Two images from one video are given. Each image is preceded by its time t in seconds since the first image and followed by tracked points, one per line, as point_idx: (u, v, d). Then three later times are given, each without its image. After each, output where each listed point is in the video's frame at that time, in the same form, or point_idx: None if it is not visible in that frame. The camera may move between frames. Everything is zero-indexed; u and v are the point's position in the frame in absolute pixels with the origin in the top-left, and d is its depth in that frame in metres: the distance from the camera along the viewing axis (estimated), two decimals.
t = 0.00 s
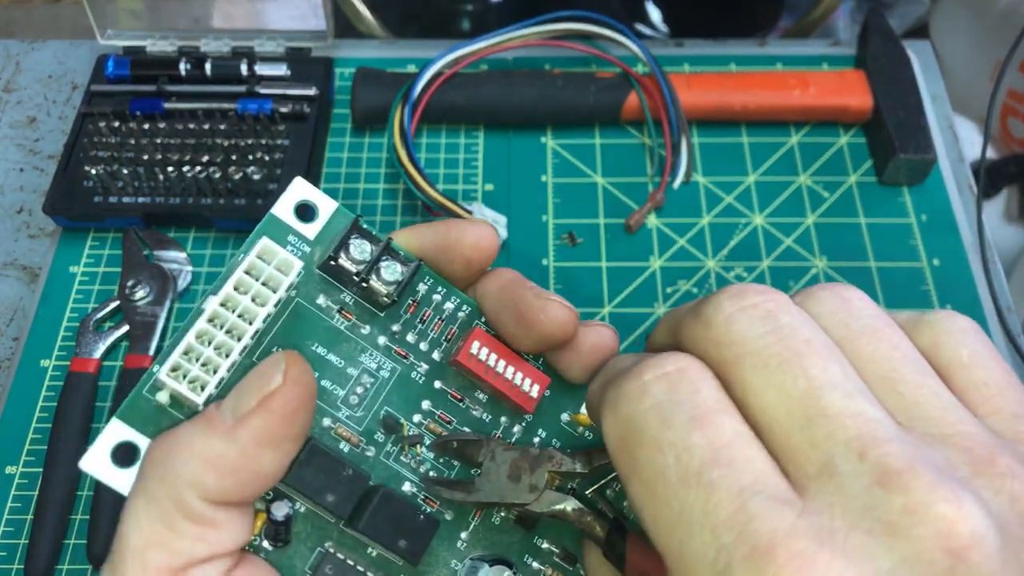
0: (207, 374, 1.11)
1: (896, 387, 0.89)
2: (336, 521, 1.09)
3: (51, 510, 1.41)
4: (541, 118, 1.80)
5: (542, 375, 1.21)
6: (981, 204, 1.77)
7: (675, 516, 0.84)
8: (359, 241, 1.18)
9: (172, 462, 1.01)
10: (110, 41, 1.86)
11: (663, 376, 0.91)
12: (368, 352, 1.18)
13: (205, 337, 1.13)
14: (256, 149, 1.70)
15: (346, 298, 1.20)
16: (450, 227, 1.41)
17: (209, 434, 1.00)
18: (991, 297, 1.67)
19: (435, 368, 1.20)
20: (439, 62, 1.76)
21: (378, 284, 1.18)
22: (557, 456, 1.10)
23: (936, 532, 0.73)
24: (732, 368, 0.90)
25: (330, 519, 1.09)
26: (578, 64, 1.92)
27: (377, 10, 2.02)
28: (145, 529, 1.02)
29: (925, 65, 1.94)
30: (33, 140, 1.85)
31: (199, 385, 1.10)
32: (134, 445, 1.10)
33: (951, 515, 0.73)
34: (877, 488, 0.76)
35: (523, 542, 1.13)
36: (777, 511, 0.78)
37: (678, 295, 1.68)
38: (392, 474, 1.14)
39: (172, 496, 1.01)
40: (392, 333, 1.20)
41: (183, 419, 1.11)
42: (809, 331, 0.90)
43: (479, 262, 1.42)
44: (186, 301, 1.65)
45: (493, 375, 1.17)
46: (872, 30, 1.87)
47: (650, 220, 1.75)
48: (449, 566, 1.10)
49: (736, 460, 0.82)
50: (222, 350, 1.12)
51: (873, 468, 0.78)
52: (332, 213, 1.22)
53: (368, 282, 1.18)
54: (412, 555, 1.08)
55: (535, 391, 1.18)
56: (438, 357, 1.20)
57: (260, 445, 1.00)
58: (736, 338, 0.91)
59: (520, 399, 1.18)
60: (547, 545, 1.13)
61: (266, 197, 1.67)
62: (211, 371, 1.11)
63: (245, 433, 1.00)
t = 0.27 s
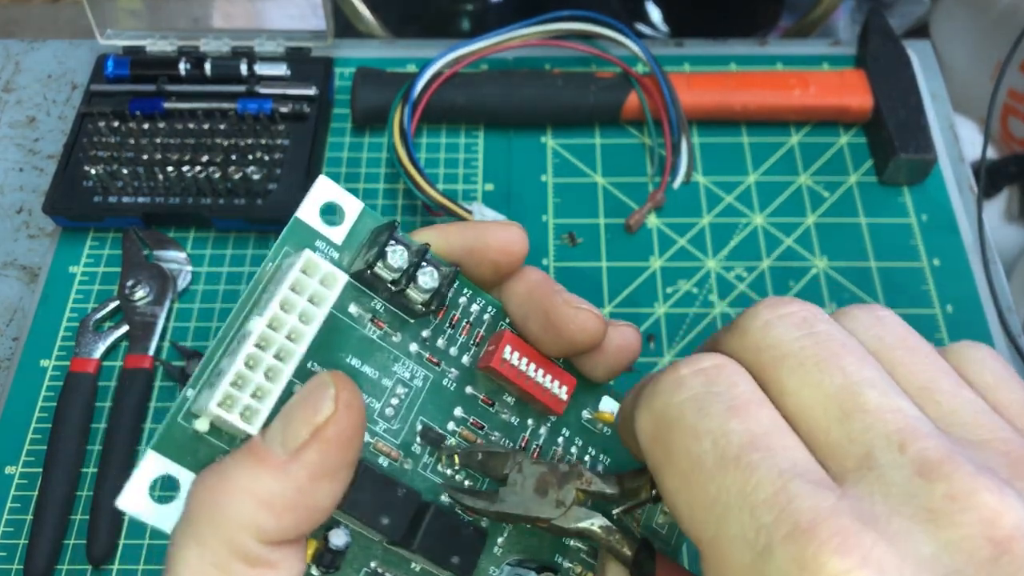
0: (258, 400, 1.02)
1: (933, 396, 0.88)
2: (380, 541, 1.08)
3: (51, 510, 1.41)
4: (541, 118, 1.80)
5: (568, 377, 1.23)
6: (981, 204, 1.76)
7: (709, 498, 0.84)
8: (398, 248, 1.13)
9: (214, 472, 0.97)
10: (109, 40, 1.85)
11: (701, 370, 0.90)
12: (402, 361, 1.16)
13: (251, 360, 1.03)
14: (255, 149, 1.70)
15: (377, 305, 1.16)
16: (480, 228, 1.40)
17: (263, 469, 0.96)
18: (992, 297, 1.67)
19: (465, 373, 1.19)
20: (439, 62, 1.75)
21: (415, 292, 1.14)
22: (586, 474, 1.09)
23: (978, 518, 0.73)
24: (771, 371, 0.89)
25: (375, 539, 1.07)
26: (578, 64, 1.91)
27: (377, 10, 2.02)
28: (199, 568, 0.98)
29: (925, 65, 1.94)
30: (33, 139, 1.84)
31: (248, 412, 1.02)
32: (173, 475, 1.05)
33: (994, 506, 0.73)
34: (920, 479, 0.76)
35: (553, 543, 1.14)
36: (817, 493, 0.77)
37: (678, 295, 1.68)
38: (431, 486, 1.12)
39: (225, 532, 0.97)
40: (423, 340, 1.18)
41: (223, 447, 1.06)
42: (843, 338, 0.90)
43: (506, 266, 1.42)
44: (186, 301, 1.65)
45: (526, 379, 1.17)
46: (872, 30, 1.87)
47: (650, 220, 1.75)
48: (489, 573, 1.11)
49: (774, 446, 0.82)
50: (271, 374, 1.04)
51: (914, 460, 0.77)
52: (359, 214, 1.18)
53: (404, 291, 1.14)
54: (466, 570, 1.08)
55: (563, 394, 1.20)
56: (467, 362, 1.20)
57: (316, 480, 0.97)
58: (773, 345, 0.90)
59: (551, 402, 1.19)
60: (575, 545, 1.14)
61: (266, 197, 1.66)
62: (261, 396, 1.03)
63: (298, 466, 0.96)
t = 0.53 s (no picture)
0: (273, 446, 0.96)
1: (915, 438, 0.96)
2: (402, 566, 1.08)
3: (51, 510, 1.41)
4: (541, 118, 1.80)
5: (564, 378, 1.24)
6: (982, 204, 1.76)
7: (709, 503, 0.85)
8: (391, 265, 1.08)
9: (248, 526, 0.92)
10: (109, 40, 1.85)
11: (707, 380, 0.93)
12: (401, 382, 1.12)
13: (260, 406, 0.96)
14: (255, 149, 1.70)
15: (370, 326, 1.12)
16: (471, 241, 1.37)
17: (308, 526, 0.92)
18: (992, 296, 1.67)
19: (462, 385, 1.18)
20: (439, 62, 1.75)
21: (412, 311, 1.10)
22: (597, 511, 1.10)
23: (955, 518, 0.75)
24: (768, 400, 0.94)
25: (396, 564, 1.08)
26: (578, 64, 1.91)
27: (377, 10, 2.02)
28: None
29: (925, 65, 1.94)
30: (33, 139, 1.84)
31: (263, 460, 0.95)
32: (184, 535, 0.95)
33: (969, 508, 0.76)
34: (898, 484, 0.79)
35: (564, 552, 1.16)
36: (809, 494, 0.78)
37: (678, 295, 1.67)
38: (442, 503, 1.10)
39: None
40: (419, 356, 1.15)
41: (235, 501, 0.98)
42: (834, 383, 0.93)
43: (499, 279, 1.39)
44: (186, 301, 1.65)
45: (525, 385, 1.17)
46: (872, 30, 1.87)
47: (651, 220, 1.75)
48: None
49: (772, 450, 0.84)
50: (283, 416, 0.97)
51: (894, 469, 0.81)
52: (343, 234, 1.13)
53: (402, 311, 1.09)
54: None
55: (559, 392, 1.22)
56: (464, 373, 1.18)
57: (361, 527, 0.95)
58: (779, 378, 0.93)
59: (552, 405, 1.20)
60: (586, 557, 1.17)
61: (266, 197, 1.66)
62: (275, 441, 0.96)
63: (344, 518, 0.93)
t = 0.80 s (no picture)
0: (309, 390, 0.99)
1: (902, 416, 0.90)
2: (408, 550, 1.10)
3: (51, 510, 1.41)
4: (541, 118, 1.79)
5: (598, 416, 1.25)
6: (982, 205, 1.76)
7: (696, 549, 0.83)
8: (447, 266, 1.17)
9: (270, 450, 1.03)
10: (109, 40, 1.85)
11: (679, 428, 0.90)
12: (439, 379, 1.19)
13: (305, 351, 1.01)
14: (255, 149, 1.70)
15: (420, 323, 1.20)
16: (527, 269, 1.36)
17: (320, 438, 1.03)
18: (992, 296, 1.67)
19: (498, 400, 1.21)
20: (439, 62, 1.75)
21: (457, 313, 1.17)
22: (609, 500, 1.10)
23: (935, 558, 0.70)
24: (748, 417, 0.91)
25: (403, 547, 1.09)
26: (578, 64, 1.91)
27: (377, 10, 2.02)
28: (259, 539, 0.99)
29: (925, 65, 1.94)
30: (33, 139, 1.84)
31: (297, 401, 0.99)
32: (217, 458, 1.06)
33: (946, 538, 0.70)
34: (876, 520, 0.75)
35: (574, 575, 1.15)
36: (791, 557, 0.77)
37: (678, 295, 1.67)
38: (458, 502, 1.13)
39: (283, 497, 1.00)
40: (461, 361, 1.21)
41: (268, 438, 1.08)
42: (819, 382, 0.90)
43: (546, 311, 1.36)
44: (186, 301, 1.65)
45: (557, 411, 1.18)
46: (872, 30, 1.87)
47: (651, 220, 1.75)
48: None
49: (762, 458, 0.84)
50: (325, 367, 1.01)
51: (873, 501, 0.77)
52: (410, 238, 1.18)
53: (446, 312, 1.17)
54: None
55: (588, 424, 1.22)
56: (501, 389, 1.22)
57: (368, 444, 1.03)
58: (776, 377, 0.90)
59: (580, 436, 1.20)
60: None
61: (266, 197, 1.66)
62: (312, 387, 1.00)
63: (354, 435, 1.03)
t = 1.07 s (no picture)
0: (353, 343, 1.14)
1: (915, 385, 0.85)
2: (411, 527, 1.10)
3: (51, 510, 1.41)
4: (541, 118, 1.80)
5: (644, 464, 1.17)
6: (981, 205, 1.76)
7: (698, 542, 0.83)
8: (528, 283, 1.20)
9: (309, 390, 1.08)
10: (110, 41, 1.86)
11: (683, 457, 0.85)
12: (498, 387, 1.19)
13: (365, 311, 1.17)
14: (256, 149, 1.70)
15: (496, 330, 1.21)
16: (614, 309, 1.41)
17: (353, 389, 1.07)
18: (991, 297, 1.67)
19: (552, 427, 1.18)
20: (439, 62, 1.75)
21: (529, 326, 1.19)
22: (633, 492, 1.07)
23: (970, 553, 0.70)
24: (760, 412, 0.87)
25: (407, 522, 1.10)
26: (578, 65, 1.92)
27: (377, 10, 2.02)
28: (272, 460, 1.05)
29: (925, 65, 1.94)
30: (33, 140, 1.85)
31: (343, 348, 1.14)
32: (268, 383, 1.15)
33: (979, 532, 0.70)
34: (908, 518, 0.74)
35: None
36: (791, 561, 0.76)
37: (678, 295, 1.68)
38: (478, 505, 1.13)
39: (303, 436, 1.04)
40: (525, 378, 1.20)
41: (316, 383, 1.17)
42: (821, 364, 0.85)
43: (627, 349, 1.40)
44: (186, 301, 1.65)
45: (604, 453, 1.15)
46: (872, 30, 1.87)
47: (651, 220, 1.75)
48: None
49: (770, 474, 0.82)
50: (374, 327, 1.16)
51: (901, 499, 0.75)
52: (512, 254, 1.24)
53: (520, 322, 1.19)
54: None
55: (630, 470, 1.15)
56: (558, 418, 1.18)
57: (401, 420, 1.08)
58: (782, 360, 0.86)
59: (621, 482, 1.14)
60: None
61: (266, 197, 1.67)
62: (358, 342, 1.14)
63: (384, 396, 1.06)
